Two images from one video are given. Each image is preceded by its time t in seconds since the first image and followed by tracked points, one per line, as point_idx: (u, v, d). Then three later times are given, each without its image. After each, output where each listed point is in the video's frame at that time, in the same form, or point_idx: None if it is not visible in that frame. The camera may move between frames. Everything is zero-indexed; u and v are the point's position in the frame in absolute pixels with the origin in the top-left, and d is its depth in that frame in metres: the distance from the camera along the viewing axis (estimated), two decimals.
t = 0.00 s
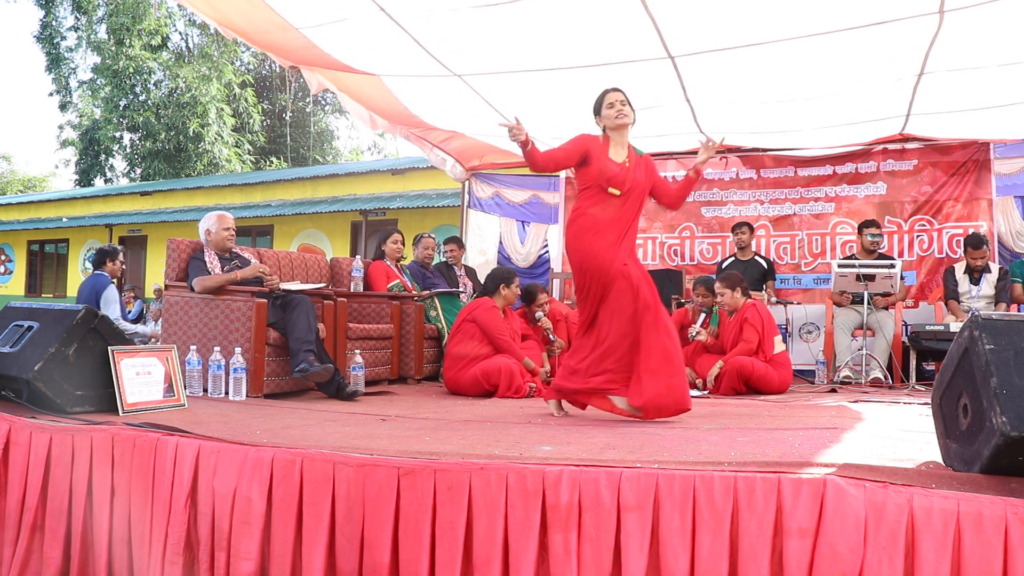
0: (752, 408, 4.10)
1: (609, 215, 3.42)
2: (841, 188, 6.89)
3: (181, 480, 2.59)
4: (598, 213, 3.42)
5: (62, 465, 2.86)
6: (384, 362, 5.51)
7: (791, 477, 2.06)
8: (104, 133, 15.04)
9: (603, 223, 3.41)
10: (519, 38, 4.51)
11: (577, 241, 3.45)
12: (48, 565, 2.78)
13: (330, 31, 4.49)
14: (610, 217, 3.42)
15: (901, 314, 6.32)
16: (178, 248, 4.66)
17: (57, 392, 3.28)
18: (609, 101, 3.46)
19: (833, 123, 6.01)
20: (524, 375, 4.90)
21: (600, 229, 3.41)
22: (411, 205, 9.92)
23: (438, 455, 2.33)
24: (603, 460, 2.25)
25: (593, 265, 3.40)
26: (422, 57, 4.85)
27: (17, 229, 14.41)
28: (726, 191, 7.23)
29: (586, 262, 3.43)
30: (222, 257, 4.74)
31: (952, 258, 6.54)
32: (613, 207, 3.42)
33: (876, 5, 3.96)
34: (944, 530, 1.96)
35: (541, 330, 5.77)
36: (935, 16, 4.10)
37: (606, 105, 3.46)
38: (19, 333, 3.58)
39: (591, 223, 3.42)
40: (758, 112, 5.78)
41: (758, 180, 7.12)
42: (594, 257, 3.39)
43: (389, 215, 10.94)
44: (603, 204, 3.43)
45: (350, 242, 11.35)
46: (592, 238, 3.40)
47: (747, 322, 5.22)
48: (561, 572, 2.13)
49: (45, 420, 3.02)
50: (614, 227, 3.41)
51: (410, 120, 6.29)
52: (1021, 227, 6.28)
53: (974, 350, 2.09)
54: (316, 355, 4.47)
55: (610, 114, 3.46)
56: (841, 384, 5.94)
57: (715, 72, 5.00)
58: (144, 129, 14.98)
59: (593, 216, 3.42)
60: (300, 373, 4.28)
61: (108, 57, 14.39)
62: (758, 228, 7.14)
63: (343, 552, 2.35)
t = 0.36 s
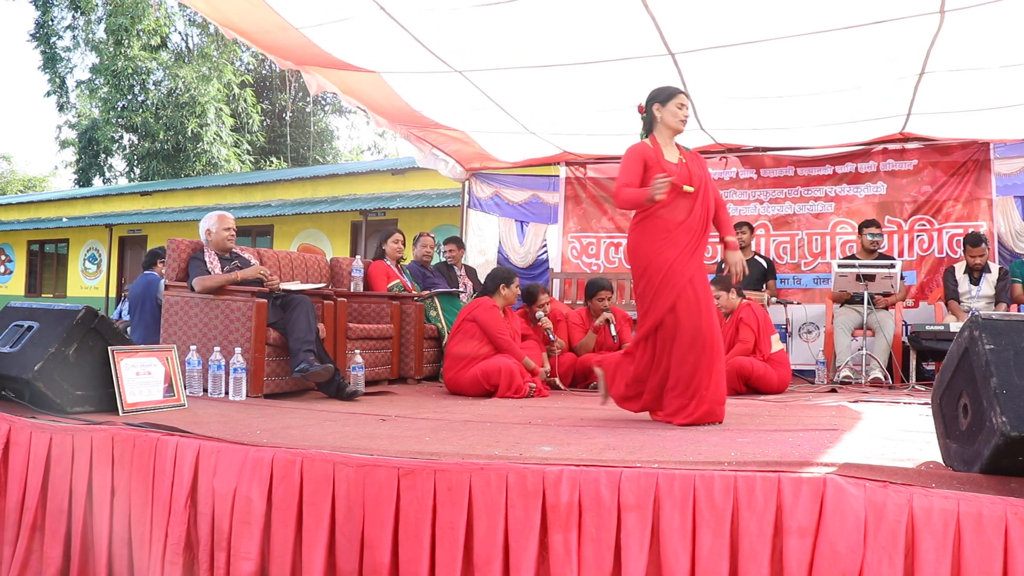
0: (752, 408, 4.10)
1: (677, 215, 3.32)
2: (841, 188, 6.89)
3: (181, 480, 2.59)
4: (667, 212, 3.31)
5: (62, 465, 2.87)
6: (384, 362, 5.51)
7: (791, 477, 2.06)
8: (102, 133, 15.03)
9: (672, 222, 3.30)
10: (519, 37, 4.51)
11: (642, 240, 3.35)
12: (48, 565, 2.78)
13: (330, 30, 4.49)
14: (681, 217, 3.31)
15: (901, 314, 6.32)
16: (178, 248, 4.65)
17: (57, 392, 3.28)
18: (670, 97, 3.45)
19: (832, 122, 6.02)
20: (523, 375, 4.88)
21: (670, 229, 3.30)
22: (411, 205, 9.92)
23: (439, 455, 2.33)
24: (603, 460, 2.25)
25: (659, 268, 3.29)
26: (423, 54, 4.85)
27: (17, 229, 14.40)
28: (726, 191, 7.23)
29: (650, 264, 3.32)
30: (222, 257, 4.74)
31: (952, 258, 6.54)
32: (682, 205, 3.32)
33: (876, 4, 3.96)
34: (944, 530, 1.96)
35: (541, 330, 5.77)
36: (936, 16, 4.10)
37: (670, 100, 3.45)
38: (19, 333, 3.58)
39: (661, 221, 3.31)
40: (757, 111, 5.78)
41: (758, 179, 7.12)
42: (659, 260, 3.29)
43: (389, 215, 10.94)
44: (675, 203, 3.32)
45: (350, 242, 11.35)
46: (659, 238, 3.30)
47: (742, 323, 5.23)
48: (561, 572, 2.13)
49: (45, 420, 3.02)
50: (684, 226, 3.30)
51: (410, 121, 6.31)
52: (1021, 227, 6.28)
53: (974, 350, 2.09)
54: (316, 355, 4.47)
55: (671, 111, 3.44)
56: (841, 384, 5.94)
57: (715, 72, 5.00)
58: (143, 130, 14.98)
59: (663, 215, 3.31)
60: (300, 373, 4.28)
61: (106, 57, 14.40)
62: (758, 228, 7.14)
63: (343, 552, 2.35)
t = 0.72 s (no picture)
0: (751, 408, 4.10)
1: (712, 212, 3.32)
2: (841, 188, 6.89)
3: (182, 480, 2.59)
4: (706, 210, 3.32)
5: (62, 465, 2.87)
6: (384, 362, 5.51)
7: (791, 477, 2.06)
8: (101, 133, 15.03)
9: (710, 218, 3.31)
10: (519, 37, 4.51)
11: (682, 238, 3.34)
12: (48, 565, 2.78)
13: (330, 30, 4.49)
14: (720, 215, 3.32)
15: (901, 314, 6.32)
16: (178, 248, 4.66)
17: (57, 392, 3.28)
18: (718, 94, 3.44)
19: (832, 121, 6.02)
20: (523, 375, 4.87)
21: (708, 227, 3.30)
22: (411, 205, 9.92)
23: (439, 455, 2.33)
24: (603, 460, 2.25)
25: (702, 268, 3.28)
26: (423, 54, 4.86)
27: (17, 230, 14.40)
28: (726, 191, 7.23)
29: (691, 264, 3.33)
30: (222, 257, 4.74)
31: (952, 258, 6.53)
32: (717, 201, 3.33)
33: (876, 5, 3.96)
34: (944, 530, 1.96)
35: (541, 330, 5.76)
36: (936, 17, 4.11)
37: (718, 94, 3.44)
38: (19, 333, 3.58)
39: (702, 216, 3.31)
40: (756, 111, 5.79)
41: (758, 179, 7.14)
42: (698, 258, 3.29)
43: (389, 215, 10.95)
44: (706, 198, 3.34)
45: (350, 242, 11.35)
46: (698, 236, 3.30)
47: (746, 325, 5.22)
48: (561, 571, 2.13)
49: (45, 420, 3.02)
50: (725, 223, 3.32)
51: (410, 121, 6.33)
52: (1021, 227, 6.28)
53: (974, 350, 2.09)
54: (316, 355, 4.48)
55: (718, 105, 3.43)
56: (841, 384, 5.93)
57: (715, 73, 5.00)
58: (142, 130, 14.98)
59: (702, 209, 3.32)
60: (301, 373, 4.28)
61: (105, 57, 14.40)
62: (758, 228, 7.14)
63: (343, 552, 2.35)
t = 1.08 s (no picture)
0: (751, 408, 4.10)
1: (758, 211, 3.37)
2: (841, 188, 6.90)
3: (182, 480, 2.59)
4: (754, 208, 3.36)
5: (62, 465, 2.87)
6: (384, 362, 5.51)
7: (791, 477, 2.06)
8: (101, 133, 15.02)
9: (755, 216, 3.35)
10: (519, 39, 4.51)
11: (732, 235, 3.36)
12: (48, 565, 2.78)
13: (330, 31, 4.48)
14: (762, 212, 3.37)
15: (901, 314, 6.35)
16: (178, 248, 4.66)
17: (56, 392, 3.28)
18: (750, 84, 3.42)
19: (832, 121, 6.02)
20: (523, 375, 4.87)
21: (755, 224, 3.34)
22: (411, 205, 9.91)
23: (439, 455, 2.33)
24: (603, 460, 2.25)
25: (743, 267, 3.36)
26: (423, 56, 4.86)
27: (17, 230, 14.40)
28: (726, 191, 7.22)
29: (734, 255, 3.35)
30: (222, 257, 4.74)
31: (952, 258, 6.52)
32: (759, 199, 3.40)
33: (876, 7, 3.96)
34: (944, 530, 1.96)
35: (541, 330, 5.76)
36: (936, 19, 4.11)
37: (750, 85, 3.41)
38: (19, 333, 3.58)
39: (750, 214, 3.34)
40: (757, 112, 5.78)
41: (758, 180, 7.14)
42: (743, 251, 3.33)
43: (389, 215, 10.95)
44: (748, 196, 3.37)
45: (350, 242, 11.35)
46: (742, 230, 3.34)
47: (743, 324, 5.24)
48: (562, 571, 2.13)
49: (45, 420, 3.02)
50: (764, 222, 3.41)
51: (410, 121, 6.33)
52: (1021, 226, 6.27)
53: (974, 350, 2.09)
54: (316, 355, 4.48)
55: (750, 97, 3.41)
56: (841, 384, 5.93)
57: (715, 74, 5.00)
58: (141, 131, 14.97)
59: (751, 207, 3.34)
60: (301, 373, 4.28)
61: (104, 58, 14.39)
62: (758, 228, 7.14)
63: (344, 552, 2.35)
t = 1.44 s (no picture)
0: (751, 408, 4.10)
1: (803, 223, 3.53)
2: (841, 188, 6.91)
3: (182, 480, 2.59)
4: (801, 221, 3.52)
5: (62, 465, 2.87)
6: (384, 362, 5.52)
7: (791, 477, 2.06)
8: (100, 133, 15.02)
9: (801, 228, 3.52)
10: (519, 41, 4.51)
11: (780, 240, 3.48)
12: (48, 565, 2.78)
13: (330, 32, 4.48)
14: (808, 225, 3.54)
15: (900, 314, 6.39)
16: (178, 248, 4.66)
17: (57, 392, 3.28)
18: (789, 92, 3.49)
19: (832, 121, 6.03)
20: (523, 375, 4.87)
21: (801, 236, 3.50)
22: (411, 205, 9.91)
23: (438, 455, 2.33)
24: (603, 460, 2.25)
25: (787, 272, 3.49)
26: (424, 58, 4.86)
27: (17, 230, 14.40)
28: (726, 192, 7.22)
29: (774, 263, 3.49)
30: (222, 257, 4.74)
31: (952, 258, 6.52)
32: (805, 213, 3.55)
33: (876, 11, 3.96)
34: (944, 530, 1.96)
35: (542, 330, 5.76)
36: (936, 22, 4.11)
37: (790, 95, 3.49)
38: (19, 333, 3.58)
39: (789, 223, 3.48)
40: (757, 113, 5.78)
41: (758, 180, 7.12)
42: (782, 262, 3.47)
43: (389, 215, 10.95)
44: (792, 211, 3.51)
45: (350, 242, 11.35)
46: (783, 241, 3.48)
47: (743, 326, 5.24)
48: (562, 571, 2.13)
49: (45, 420, 3.01)
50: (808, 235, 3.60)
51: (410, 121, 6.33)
52: (1021, 226, 6.27)
53: (974, 350, 2.09)
54: (316, 356, 4.48)
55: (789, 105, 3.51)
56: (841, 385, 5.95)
57: (715, 76, 5.00)
58: (141, 131, 14.96)
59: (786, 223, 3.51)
60: (301, 373, 4.28)
61: (103, 58, 14.38)
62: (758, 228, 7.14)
63: (344, 552, 2.35)
